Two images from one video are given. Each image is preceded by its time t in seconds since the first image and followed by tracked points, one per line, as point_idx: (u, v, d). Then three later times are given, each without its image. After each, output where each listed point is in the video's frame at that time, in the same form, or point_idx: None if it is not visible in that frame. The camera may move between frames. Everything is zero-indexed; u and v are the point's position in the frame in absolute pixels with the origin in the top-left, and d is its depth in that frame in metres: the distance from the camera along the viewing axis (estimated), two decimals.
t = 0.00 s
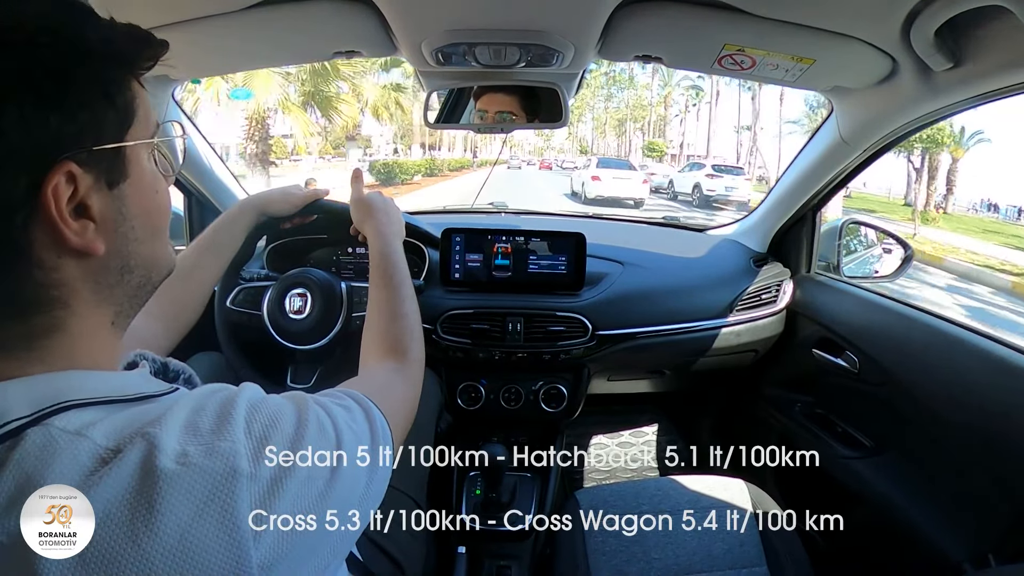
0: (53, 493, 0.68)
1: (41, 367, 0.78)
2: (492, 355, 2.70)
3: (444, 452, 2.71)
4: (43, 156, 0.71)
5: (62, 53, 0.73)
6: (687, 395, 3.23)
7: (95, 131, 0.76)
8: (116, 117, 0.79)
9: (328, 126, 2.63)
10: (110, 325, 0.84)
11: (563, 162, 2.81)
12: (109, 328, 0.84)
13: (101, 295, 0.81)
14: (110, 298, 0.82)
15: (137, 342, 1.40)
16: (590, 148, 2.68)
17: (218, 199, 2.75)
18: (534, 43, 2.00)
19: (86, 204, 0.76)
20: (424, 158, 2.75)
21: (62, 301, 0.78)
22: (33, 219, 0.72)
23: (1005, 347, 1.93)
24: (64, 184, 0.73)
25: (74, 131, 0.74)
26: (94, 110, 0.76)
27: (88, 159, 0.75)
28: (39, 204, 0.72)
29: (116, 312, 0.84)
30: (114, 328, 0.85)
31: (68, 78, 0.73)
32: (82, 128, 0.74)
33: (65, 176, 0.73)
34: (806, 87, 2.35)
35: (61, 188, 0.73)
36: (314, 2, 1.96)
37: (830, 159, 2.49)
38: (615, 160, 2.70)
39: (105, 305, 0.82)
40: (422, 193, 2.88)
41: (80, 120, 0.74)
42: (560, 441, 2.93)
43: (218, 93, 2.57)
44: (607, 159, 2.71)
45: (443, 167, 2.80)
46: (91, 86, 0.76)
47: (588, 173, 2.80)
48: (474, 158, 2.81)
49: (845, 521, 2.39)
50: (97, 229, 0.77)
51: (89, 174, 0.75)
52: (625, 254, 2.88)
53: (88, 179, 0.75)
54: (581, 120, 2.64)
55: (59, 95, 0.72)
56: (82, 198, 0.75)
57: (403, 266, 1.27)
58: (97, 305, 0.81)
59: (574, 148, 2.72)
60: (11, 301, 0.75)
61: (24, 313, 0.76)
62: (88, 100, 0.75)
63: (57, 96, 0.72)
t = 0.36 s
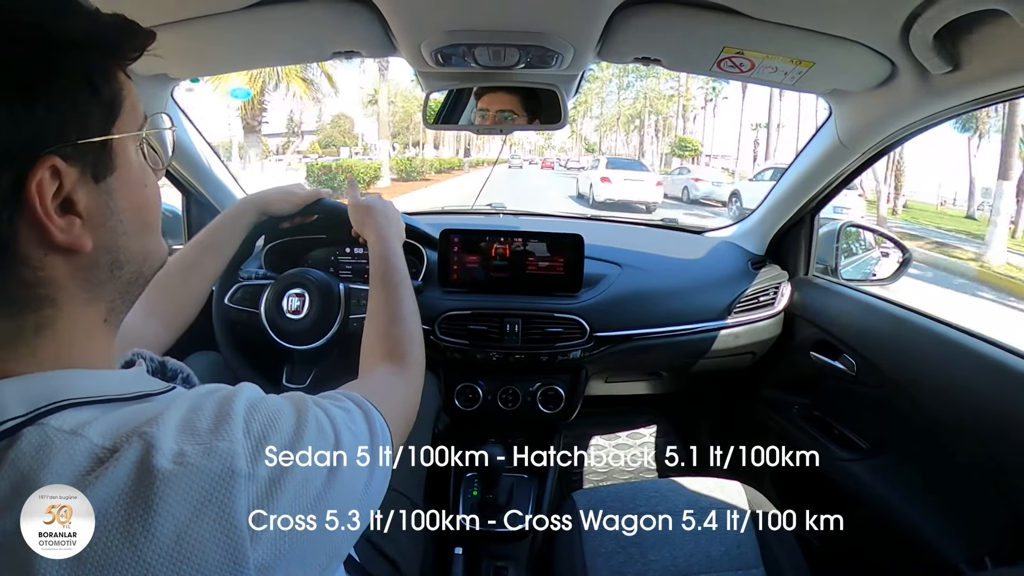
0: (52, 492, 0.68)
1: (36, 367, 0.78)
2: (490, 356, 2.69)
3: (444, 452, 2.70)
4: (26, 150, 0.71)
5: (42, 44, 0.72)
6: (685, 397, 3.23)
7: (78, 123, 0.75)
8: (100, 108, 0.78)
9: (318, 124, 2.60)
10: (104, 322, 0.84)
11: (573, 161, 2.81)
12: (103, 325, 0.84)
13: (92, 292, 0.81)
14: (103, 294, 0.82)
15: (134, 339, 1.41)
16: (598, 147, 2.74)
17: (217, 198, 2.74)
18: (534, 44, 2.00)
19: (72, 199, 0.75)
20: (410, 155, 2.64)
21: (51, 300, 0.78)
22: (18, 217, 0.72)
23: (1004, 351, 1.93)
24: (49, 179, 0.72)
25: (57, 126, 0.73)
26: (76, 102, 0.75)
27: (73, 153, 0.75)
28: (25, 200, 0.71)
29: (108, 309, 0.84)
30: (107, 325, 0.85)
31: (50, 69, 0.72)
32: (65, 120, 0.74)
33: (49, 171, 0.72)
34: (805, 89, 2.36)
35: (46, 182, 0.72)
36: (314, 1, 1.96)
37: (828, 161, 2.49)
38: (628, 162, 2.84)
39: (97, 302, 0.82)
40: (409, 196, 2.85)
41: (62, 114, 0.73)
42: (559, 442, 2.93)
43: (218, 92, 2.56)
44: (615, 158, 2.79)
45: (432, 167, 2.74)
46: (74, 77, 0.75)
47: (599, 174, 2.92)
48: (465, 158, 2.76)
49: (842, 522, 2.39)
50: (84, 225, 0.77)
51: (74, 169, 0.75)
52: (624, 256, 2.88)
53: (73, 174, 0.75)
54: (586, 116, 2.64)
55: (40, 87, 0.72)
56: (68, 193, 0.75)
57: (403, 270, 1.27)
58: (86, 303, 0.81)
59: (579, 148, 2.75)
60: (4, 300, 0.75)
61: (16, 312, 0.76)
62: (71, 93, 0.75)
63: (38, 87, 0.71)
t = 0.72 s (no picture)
0: (52, 492, 0.68)
1: (37, 371, 0.78)
2: (490, 357, 2.69)
3: (444, 454, 2.70)
4: (25, 159, 0.71)
5: (38, 50, 0.72)
6: (685, 398, 3.23)
7: (76, 130, 0.75)
8: (98, 114, 0.78)
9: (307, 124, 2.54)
10: (104, 327, 0.84)
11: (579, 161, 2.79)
12: (103, 330, 0.84)
13: (93, 298, 0.81)
14: (104, 300, 0.82)
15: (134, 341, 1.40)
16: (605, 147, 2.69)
17: (217, 200, 2.74)
18: (534, 45, 2.00)
19: (72, 209, 0.75)
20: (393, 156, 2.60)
21: (53, 307, 0.78)
22: (19, 227, 0.72)
23: (1006, 352, 1.93)
24: (49, 189, 0.72)
25: (56, 133, 0.73)
26: (74, 109, 0.75)
27: (71, 163, 0.74)
28: (25, 210, 0.72)
29: (109, 314, 0.84)
30: (108, 329, 0.85)
31: (47, 76, 0.72)
32: (64, 128, 0.74)
33: (49, 182, 0.72)
34: (806, 90, 2.36)
35: (46, 193, 0.72)
36: (314, 3, 1.96)
37: (829, 163, 2.49)
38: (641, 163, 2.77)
39: (98, 308, 0.82)
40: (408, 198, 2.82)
41: (61, 121, 0.74)
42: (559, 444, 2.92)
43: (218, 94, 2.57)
44: (627, 161, 2.75)
45: (414, 169, 2.70)
46: (72, 84, 0.75)
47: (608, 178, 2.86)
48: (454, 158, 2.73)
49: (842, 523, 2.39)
50: (85, 234, 0.77)
51: (74, 178, 0.75)
52: (624, 257, 2.88)
53: (73, 183, 0.75)
54: (590, 114, 2.63)
55: (36, 95, 0.72)
56: (68, 202, 0.75)
57: (402, 275, 1.27)
58: (87, 309, 0.81)
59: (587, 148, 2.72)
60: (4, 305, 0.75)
61: (17, 319, 0.76)
62: (67, 99, 0.75)
63: (35, 95, 0.71)
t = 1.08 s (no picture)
0: (52, 491, 0.68)
1: (37, 368, 0.78)
2: (491, 354, 2.69)
3: (444, 453, 2.70)
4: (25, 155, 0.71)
5: (37, 47, 0.72)
6: (686, 395, 3.23)
7: (74, 125, 0.75)
8: (96, 110, 0.78)
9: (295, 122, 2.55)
10: (103, 323, 0.84)
11: (587, 161, 2.81)
12: (102, 327, 0.84)
13: (92, 294, 0.81)
14: (101, 296, 0.82)
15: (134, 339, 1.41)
16: (614, 144, 2.72)
17: (216, 198, 2.74)
18: (533, 42, 2.00)
19: (71, 202, 0.75)
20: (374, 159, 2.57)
21: (51, 303, 0.78)
22: (19, 221, 0.72)
23: (1005, 349, 1.93)
24: (48, 183, 0.72)
25: (54, 129, 0.73)
26: (71, 105, 0.75)
27: (70, 156, 0.74)
28: (25, 205, 0.72)
29: (107, 310, 0.84)
30: (106, 325, 0.85)
31: (45, 72, 0.72)
32: (62, 124, 0.74)
33: (48, 176, 0.72)
34: (806, 86, 2.36)
35: (45, 187, 0.72)
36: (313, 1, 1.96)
37: (829, 159, 2.49)
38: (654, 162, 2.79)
39: (96, 304, 0.82)
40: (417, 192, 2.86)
41: (58, 117, 0.73)
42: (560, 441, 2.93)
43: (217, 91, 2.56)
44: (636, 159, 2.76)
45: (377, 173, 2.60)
46: (69, 80, 0.75)
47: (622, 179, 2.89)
48: (431, 158, 2.79)
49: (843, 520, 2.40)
50: (84, 228, 0.77)
51: (73, 172, 0.75)
52: (624, 254, 2.88)
53: (71, 177, 0.75)
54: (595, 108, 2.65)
55: (35, 92, 0.72)
56: (68, 196, 0.75)
57: (403, 271, 1.27)
58: (86, 305, 0.81)
59: (595, 145, 2.76)
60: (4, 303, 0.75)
61: (16, 316, 0.76)
62: (66, 95, 0.75)
63: (33, 91, 0.71)
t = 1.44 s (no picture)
0: (52, 492, 0.68)
1: (39, 367, 0.77)
2: (490, 356, 2.69)
3: (444, 453, 2.70)
4: (34, 153, 0.71)
5: (46, 47, 0.72)
6: (685, 397, 3.23)
7: (84, 125, 0.75)
8: (104, 110, 0.78)
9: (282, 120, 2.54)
10: (106, 322, 0.83)
11: (595, 162, 2.71)
12: (105, 326, 0.83)
13: (95, 293, 0.81)
14: (105, 295, 0.82)
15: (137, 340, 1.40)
16: (626, 141, 2.62)
17: (217, 200, 2.74)
18: (533, 44, 2.00)
19: (79, 201, 0.75)
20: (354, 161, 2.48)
21: (56, 301, 0.77)
22: (26, 218, 0.72)
23: (1004, 350, 1.93)
24: (56, 181, 0.72)
25: (64, 128, 0.73)
26: (81, 104, 0.75)
27: (78, 155, 0.74)
28: (33, 203, 0.72)
29: (110, 309, 0.83)
30: (110, 325, 0.84)
31: (55, 72, 0.72)
32: (71, 123, 0.74)
33: (57, 173, 0.72)
34: (805, 89, 2.36)
35: (54, 184, 0.72)
36: (314, 3, 1.96)
37: (829, 162, 2.49)
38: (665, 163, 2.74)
39: (99, 303, 0.81)
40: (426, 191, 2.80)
41: (67, 117, 0.74)
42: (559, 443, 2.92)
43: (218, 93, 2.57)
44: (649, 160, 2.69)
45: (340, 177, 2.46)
46: (79, 80, 0.75)
47: (635, 182, 2.84)
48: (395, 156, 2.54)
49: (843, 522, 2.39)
50: (91, 226, 0.77)
51: (81, 170, 0.75)
52: (624, 256, 2.88)
53: (80, 175, 0.75)
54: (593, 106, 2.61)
55: (43, 90, 0.72)
56: (75, 194, 0.75)
57: (407, 275, 1.28)
58: (89, 304, 0.80)
59: (607, 143, 2.64)
60: (8, 300, 0.74)
61: (20, 314, 0.75)
62: (75, 95, 0.75)
63: (42, 90, 0.72)
